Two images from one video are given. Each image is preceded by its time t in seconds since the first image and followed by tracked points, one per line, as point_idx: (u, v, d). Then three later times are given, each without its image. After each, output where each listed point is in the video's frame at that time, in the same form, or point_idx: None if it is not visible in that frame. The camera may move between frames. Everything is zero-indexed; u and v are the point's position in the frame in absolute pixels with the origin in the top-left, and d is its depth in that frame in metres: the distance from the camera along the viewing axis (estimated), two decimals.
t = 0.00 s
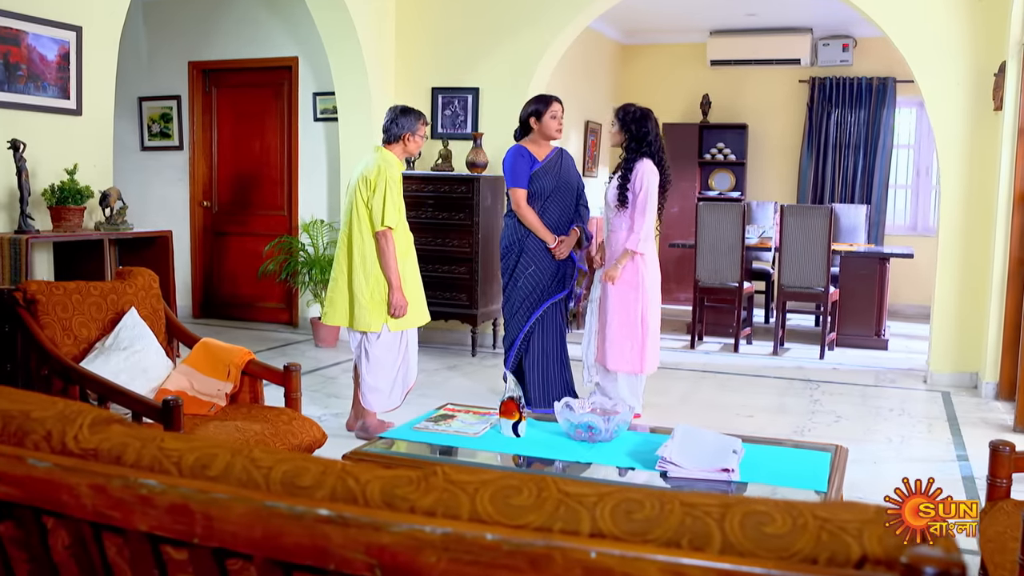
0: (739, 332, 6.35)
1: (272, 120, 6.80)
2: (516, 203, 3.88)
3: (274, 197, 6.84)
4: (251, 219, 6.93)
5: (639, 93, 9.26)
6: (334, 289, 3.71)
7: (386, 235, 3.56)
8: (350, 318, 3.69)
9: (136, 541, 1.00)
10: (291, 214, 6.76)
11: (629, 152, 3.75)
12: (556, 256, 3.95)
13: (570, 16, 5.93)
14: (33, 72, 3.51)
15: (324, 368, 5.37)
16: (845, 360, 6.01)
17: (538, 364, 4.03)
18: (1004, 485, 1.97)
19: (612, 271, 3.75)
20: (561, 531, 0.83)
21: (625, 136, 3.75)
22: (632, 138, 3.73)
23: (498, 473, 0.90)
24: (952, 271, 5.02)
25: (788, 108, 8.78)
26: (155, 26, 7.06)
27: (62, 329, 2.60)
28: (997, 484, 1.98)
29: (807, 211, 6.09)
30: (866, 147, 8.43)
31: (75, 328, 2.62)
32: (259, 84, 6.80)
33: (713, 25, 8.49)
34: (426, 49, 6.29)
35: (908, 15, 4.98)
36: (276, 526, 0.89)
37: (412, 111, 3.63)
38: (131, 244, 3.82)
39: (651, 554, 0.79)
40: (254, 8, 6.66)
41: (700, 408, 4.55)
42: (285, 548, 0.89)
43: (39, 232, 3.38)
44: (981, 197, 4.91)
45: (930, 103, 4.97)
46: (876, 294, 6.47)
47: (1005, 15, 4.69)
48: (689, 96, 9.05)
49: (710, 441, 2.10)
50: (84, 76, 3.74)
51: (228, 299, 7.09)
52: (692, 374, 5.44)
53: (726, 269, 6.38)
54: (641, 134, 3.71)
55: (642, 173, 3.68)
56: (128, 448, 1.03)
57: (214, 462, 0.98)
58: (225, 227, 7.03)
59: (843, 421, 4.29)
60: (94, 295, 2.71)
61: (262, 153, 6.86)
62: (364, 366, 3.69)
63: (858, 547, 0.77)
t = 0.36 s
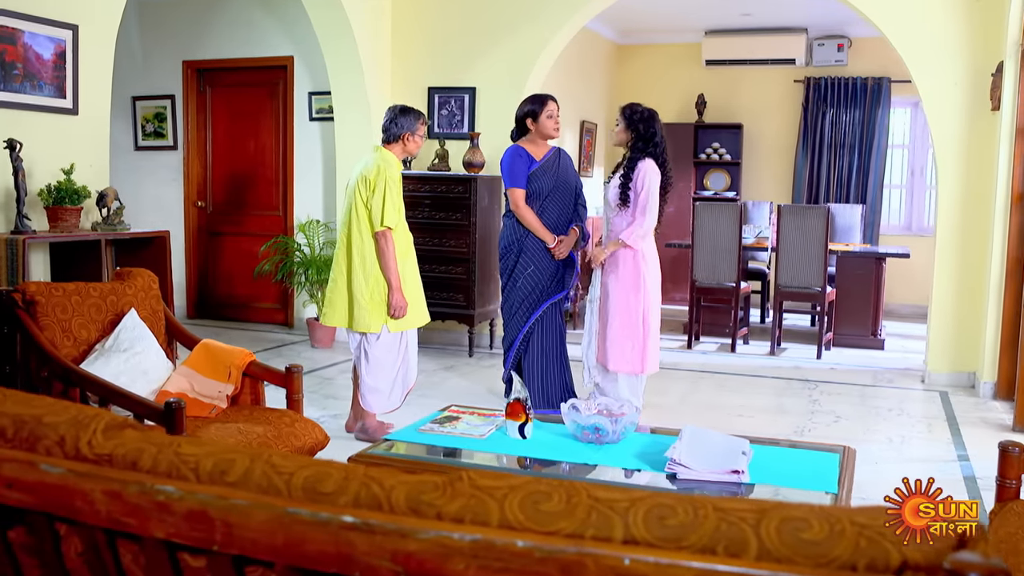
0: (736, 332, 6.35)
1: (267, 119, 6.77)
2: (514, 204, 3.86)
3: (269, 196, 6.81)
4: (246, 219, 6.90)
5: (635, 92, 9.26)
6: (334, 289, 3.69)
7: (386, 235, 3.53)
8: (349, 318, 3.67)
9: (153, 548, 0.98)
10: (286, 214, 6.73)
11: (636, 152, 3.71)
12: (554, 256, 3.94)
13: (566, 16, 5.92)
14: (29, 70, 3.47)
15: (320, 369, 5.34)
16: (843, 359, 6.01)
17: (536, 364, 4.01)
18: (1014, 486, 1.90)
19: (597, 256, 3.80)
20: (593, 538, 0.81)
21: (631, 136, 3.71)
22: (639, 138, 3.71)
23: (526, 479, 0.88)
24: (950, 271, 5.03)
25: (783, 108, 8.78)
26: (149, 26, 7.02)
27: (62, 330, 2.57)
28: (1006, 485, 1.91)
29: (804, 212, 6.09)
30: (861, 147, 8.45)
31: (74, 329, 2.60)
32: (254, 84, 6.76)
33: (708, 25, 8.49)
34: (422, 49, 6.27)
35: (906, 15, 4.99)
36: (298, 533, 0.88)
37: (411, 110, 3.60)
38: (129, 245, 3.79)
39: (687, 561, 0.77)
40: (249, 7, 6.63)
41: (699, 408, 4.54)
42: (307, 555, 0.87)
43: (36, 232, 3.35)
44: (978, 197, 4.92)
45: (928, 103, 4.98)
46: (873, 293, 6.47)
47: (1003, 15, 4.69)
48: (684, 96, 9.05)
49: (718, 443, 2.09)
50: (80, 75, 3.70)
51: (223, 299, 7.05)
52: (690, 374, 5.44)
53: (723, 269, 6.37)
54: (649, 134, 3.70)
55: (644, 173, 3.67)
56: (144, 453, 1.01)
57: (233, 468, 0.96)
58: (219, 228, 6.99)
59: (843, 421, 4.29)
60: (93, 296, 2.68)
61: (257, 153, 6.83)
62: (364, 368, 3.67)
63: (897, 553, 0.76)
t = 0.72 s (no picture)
0: (733, 332, 6.35)
1: (263, 119, 6.74)
2: (508, 204, 3.84)
3: (265, 197, 6.78)
4: (242, 219, 6.86)
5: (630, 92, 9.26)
6: (333, 290, 3.67)
7: (387, 236, 3.51)
8: (349, 320, 3.65)
9: (171, 555, 0.96)
10: (282, 215, 6.70)
11: (640, 152, 3.72)
12: (548, 254, 3.92)
13: (564, 16, 5.91)
14: (26, 69, 3.44)
15: (317, 369, 5.32)
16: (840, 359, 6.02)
17: (534, 365, 4.00)
18: None
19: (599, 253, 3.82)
20: (627, 544, 0.80)
21: (639, 137, 3.72)
22: (646, 139, 3.72)
23: (555, 484, 0.87)
24: (948, 271, 5.04)
25: (779, 107, 8.79)
26: (143, 25, 6.98)
27: (62, 332, 2.54)
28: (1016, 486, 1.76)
29: (802, 211, 6.10)
30: (856, 147, 8.47)
31: (74, 331, 2.57)
32: (249, 83, 6.73)
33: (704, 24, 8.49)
34: (418, 48, 6.25)
35: (904, 15, 4.99)
36: (323, 540, 0.86)
37: (413, 110, 3.59)
38: (127, 245, 3.76)
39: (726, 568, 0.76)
40: (244, 6, 6.60)
41: (699, 409, 4.54)
42: (332, 563, 0.85)
43: (33, 233, 3.32)
44: (977, 198, 4.93)
45: (925, 102, 4.98)
46: (870, 293, 6.48)
47: (1001, 14, 4.70)
48: (680, 96, 9.05)
49: (727, 443, 2.08)
50: (77, 74, 3.67)
51: (218, 300, 7.01)
52: (689, 374, 5.44)
53: (721, 268, 6.37)
54: (657, 138, 3.71)
55: (646, 173, 3.67)
56: (161, 459, 0.99)
57: (254, 474, 0.94)
58: (215, 228, 6.95)
59: (843, 421, 4.29)
60: (93, 297, 2.65)
61: (252, 152, 6.80)
62: (364, 368, 3.65)
63: (939, 559, 0.75)
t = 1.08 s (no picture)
0: (731, 332, 6.35)
1: (258, 119, 6.71)
2: (507, 204, 3.82)
3: (261, 197, 6.74)
4: (238, 219, 6.82)
5: (626, 92, 9.25)
6: (333, 291, 3.65)
7: (387, 236, 3.49)
8: (349, 321, 3.63)
9: (191, 561, 0.94)
10: (278, 215, 6.67)
11: (641, 152, 3.74)
12: (546, 253, 3.89)
13: (561, 16, 5.89)
14: (22, 68, 3.40)
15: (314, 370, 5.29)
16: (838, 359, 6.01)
17: (533, 366, 3.97)
18: None
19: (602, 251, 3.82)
20: (662, 551, 0.79)
21: (644, 138, 3.75)
22: (651, 142, 3.75)
23: (586, 489, 0.85)
24: (947, 271, 5.04)
25: (774, 107, 8.79)
26: (138, 24, 6.93)
27: (63, 334, 2.52)
28: None
29: (800, 211, 6.11)
30: (852, 147, 8.48)
31: (75, 332, 2.55)
32: (244, 83, 6.70)
33: (700, 24, 8.49)
34: (415, 47, 6.22)
35: (902, 15, 4.99)
36: (349, 547, 0.84)
37: (414, 110, 3.58)
38: (125, 246, 3.74)
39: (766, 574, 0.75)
40: (239, 5, 6.56)
41: (699, 409, 4.53)
42: (359, 571, 0.84)
43: (30, 234, 3.29)
44: (975, 198, 4.94)
45: (923, 101, 4.99)
46: (867, 293, 6.49)
47: (1000, 15, 4.71)
48: (676, 95, 9.05)
49: (736, 445, 2.07)
50: (74, 72, 3.64)
51: (214, 300, 6.97)
52: (687, 374, 5.43)
53: (719, 268, 6.37)
54: (663, 143, 3.75)
55: (645, 171, 3.69)
56: (180, 464, 0.97)
57: (276, 479, 0.93)
58: (210, 228, 6.91)
59: (843, 421, 4.30)
60: (94, 298, 2.63)
61: (248, 152, 6.76)
62: (364, 369, 3.63)
63: (981, 562, 0.74)
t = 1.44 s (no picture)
0: (728, 332, 6.35)
1: (253, 119, 6.67)
2: (508, 204, 3.80)
3: (256, 196, 6.71)
4: (233, 219, 6.78)
5: (621, 91, 9.25)
6: (333, 292, 3.63)
7: (388, 236, 3.47)
8: (350, 321, 3.61)
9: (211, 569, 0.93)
10: (274, 215, 6.64)
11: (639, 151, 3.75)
12: (547, 253, 3.86)
13: (558, 16, 5.88)
14: (18, 66, 3.37)
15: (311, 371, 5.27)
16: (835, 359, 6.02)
17: (533, 366, 3.95)
18: None
19: (603, 248, 3.79)
20: (698, 558, 0.77)
21: (640, 137, 3.76)
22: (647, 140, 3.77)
23: (618, 495, 0.84)
24: (944, 271, 5.05)
25: (769, 107, 8.80)
26: (131, 23, 6.89)
27: (63, 335, 2.49)
28: None
29: (797, 211, 6.11)
30: (847, 146, 8.50)
31: (75, 334, 2.52)
32: (239, 82, 6.66)
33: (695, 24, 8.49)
34: (411, 46, 6.20)
35: (900, 14, 5.00)
36: (376, 554, 0.83)
37: (413, 109, 3.56)
38: (122, 246, 3.71)
39: None
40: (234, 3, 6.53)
41: (698, 409, 4.53)
42: None
43: (27, 234, 3.26)
44: (972, 197, 4.95)
45: (921, 100, 4.99)
46: (863, 293, 6.49)
47: (998, 14, 4.72)
48: (671, 95, 9.05)
49: (744, 447, 2.07)
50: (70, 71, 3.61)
51: (209, 300, 6.93)
52: (685, 374, 5.43)
53: (716, 268, 6.36)
54: (660, 142, 3.77)
55: (645, 170, 3.70)
56: (200, 469, 0.96)
57: (299, 484, 0.91)
58: (205, 228, 6.87)
59: (842, 421, 4.30)
60: (94, 299, 2.60)
61: (243, 151, 6.72)
62: (364, 370, 3.60)
63: None
